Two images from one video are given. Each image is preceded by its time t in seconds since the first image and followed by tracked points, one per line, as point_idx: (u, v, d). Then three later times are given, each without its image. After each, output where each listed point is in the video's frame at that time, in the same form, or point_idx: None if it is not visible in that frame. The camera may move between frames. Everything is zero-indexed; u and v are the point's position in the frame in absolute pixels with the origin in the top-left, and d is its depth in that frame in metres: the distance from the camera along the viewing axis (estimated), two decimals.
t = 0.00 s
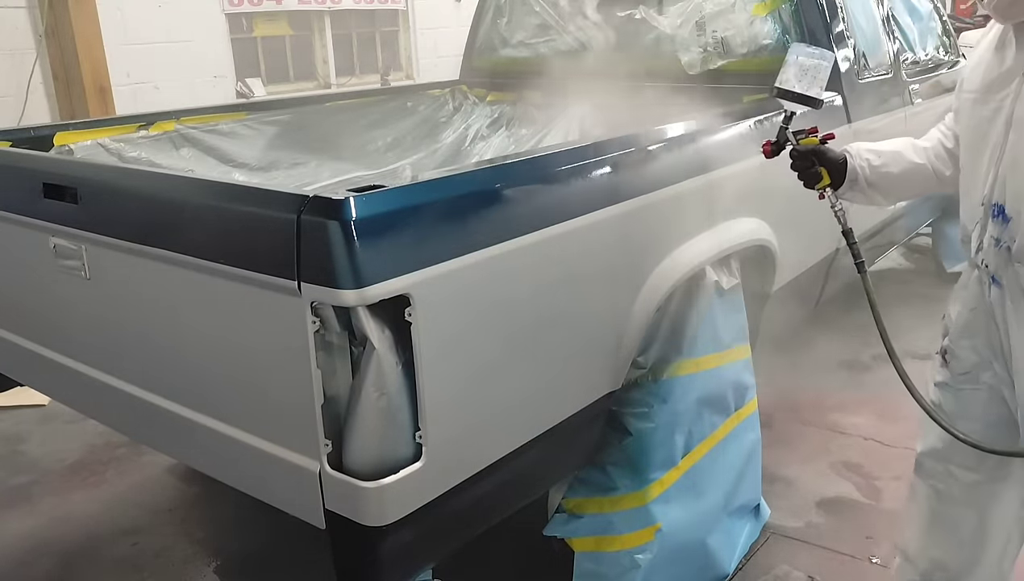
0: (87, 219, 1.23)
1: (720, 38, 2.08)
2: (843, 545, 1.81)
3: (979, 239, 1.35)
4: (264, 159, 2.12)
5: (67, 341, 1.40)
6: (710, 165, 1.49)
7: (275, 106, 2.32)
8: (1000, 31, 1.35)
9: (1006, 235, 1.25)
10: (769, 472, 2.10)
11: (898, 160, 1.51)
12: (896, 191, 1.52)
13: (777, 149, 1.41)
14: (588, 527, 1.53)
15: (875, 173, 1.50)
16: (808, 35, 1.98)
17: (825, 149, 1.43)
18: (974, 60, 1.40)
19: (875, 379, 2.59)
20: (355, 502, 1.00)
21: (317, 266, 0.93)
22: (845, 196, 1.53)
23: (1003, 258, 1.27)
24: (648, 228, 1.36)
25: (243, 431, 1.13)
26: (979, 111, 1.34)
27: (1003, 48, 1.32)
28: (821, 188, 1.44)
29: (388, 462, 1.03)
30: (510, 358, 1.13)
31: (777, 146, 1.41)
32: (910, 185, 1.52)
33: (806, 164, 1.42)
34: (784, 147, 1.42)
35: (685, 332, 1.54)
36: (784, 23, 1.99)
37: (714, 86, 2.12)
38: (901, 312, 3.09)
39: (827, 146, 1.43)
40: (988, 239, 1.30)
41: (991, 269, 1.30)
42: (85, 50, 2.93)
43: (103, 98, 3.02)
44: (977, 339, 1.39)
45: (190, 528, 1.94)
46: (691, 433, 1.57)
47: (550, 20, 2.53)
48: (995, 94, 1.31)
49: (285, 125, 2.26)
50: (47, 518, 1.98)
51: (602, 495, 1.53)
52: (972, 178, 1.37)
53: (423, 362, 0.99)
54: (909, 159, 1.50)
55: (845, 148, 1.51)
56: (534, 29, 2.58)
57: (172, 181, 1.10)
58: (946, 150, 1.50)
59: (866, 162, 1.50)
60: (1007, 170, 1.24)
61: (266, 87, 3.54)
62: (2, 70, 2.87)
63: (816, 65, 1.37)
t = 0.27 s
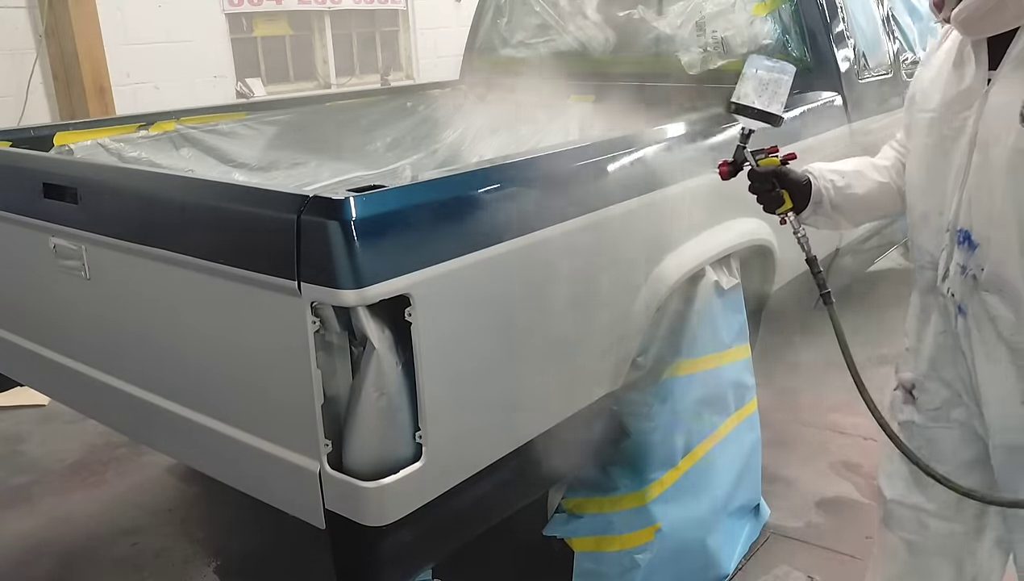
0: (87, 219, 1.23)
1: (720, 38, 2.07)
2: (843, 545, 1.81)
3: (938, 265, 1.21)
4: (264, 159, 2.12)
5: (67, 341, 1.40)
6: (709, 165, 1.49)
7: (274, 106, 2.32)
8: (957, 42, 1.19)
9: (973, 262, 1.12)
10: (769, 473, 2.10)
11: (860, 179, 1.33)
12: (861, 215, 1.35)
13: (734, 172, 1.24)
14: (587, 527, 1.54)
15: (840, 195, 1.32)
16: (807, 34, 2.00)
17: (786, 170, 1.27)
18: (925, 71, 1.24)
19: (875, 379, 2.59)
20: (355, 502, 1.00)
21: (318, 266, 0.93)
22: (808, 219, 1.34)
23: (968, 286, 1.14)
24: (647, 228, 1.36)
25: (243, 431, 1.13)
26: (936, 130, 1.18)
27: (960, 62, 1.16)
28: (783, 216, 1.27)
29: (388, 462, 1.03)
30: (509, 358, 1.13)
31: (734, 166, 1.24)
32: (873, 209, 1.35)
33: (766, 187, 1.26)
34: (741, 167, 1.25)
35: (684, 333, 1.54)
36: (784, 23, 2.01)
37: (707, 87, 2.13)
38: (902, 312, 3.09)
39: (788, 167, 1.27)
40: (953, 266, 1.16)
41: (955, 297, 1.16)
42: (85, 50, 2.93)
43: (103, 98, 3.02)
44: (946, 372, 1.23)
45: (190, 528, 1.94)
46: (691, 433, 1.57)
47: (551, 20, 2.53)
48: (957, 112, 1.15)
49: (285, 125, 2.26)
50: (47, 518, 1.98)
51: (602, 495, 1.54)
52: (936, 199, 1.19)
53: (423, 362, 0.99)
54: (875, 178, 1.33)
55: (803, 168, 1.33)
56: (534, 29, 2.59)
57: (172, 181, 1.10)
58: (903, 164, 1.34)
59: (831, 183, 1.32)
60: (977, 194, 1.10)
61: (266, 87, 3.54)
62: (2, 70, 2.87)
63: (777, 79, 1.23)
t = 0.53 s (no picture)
0: (87, 219, 1.23)
1: (720, 38, 2.05)
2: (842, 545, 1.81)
3: (876, 275, 1.17)
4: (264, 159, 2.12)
5: (67, 341, 1.40)
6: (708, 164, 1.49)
7: (274, 106, 2.32)
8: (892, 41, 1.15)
9: (913, 273, 1.07)
10: (768, 473, 2.10)
11: (815, 192, 1.28)
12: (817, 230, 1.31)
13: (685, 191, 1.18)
14: (588, 527, 1.54)
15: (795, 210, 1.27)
16: (807, 34, 2.01)
17: (741, 188, 1.21)
18: (863, 65, 1.19)
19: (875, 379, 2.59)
20: (355, 502, 1.00)
21: (318, 266, 0.93)
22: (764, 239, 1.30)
23: (908, 298, 1.09)
24: (647, 229, 1.36)
25: (243, 431, 1.13)
26: (875, 134, 1.13)
27: (896, 61, 1.12)
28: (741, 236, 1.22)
29: (388, 462, 1.03)
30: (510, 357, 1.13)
31: (684, 185, 1.18)
32: (825, 222, 1.30)
33: (718, 207, 1.20)
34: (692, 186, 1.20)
35: (684, 333, 1.53)
36: (784, 23, 2.02)
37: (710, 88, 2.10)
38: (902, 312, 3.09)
39: (740, 186, 1.22)
40: (891, 278, 1.12)
41: (893, 311, 1.12)
42: (85, 50, 2.93)
43: (103, 98, 3.02)
44: (877, 396, 1.21)
45: (190, 528, 1.94)
46: (691, 433, 1.57)
47: (551, 20, 2.54)
48: (897, 119, 1.10)
49: (285, 125, 2.26)
50: (47, 518, 1.98)
51: (602, 494, 1.53)
52: (877, 205, 1.14)
53: (423, 362, 0.99)
54: (829, 190, 1.29)
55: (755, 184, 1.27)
56: (534, 29, 2.59)
57: (172, 181, 1.10)
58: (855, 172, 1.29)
59: (785, 199, 1.26)
60: (917, 201, 1.05)
61: (266, 87, 3.54)
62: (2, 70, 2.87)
63: (727, 95, 1.15)
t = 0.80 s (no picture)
0: (87, 219, 1.23)
1: (720, 38, 2.07)
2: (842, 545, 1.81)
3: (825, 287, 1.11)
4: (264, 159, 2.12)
5: (67, 342, 1.40)
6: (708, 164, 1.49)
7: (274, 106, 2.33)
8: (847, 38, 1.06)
9: (863, 288, 1.01)
10: (768, 473, 2.10)
11: (764, 209, 1.18)
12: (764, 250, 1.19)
13: (626, 213, 1.06)
14: (589, 527, 1.52)
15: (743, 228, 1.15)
16: (807, 33, 1.99)
17: (685, 210, 1.10)
18: (818, 63, 1.11)
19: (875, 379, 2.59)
20: (355, 502, 1.00)
21: (318, 266, 0.93)
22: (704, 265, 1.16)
23: (857, 314, 1.04)
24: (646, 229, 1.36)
25: (244, 431, 1.13)
26: (826, 137, 1.05)
27: (854, 60, 1.04)
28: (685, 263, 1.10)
29: (388, 462, 1.02)
30: (510, 357, 1.13)
31: (624, 207, 1.05)
32: (776, 242, 1.19)
33: (662, 230, 1.08)
34: (631, 207, 1.07)
35: (684, 333, 1.54)
36: (784, 23, 2.00)
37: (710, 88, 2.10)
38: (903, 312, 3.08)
39: (685, 206, 1.10)
40: (841, 292, 1.06)
41: (842, 326, 1.06)
42: (85, 50, 2.93)
43: (103, 98, 3.02)
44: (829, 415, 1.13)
45: (190, 528, 1.94)
46: (691, 432, 1.57)
47: (551, 20, 2.54)
48: (851, 123, 1.02)
49: (285, 125, 2.26)
50: (47, 518, 1.98)
51: (602, 494, 1.51)
52: (829, 215, 1.06)
53: (423, 362, 0.99)
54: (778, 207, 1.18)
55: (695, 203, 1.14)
56: (534, 29, 2.59)
57: (171, 181, 1.10)
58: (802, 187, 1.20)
59: (734, 218, 1.14)
60: (869, 212, 0.98)
61: (266, 87, 3.54)
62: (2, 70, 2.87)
63: (666, 106, 1.03)
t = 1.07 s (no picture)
0: (87, 219, 1.23)
1: (720, 38, 2.07)
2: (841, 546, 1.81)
3: (782, 319, 1.10)
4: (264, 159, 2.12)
5: (67, 342, 1.40)
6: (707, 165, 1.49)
7: (274, 106, 2.33)
8: (822, 49, 1.07)
9: (818, 325, 1.00)
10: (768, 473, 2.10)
11: (711, 239, 1.18)
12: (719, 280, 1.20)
13: (559, 237, 1.01)
14: (589, 527, 1.51)
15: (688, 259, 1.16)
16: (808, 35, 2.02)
17: (622, 233, 1.07)
18: (795, 69, 1.11)
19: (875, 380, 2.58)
20: (354, 502, 1.00)
21: (318, 266, 0.93)
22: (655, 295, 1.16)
23: (813, 351, 1.03)
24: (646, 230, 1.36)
25: (244, 431, 1.13)
26: (789, 155, 1.05)
27: (823, 73, 1.05)
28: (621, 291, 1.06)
29: (388, 462, 1.02)
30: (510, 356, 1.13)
31: (557, 231, 1.01)
32: (726, 272, 1.19)
33: (597, 254, 1.04)
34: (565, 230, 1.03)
35: (684, 333, 1.54)
36: (784, 24, 2.02)
37: (707, 86, 2.12)
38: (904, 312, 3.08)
39: (623, 230, 1.07)
40: (795, 325, 1.05)
41: (801, 363, 1.06)
42: (85, 50, 2.93)
43: (102, 99, 3.01)
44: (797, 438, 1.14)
45: (189, 529, 1.94)
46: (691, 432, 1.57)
47: (550, 20, 2.55)
48: (816, 139, 1.02)
49: (284, 125, 2.26)
50: (46, 518, 1.98)
51: (602, 495, 1.51)
52: (786, 243, 1.06)
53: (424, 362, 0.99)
54: (728, 237, 1.18)
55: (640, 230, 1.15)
56: (534, 29, 2.60)
57: (170, 181, 1.10)
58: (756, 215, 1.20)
59: (677, 246, 1.15)
60: (824, 241, 0.97)
61: (266, 87, 3.54)
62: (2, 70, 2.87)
63: (603, 119, 0.99)
